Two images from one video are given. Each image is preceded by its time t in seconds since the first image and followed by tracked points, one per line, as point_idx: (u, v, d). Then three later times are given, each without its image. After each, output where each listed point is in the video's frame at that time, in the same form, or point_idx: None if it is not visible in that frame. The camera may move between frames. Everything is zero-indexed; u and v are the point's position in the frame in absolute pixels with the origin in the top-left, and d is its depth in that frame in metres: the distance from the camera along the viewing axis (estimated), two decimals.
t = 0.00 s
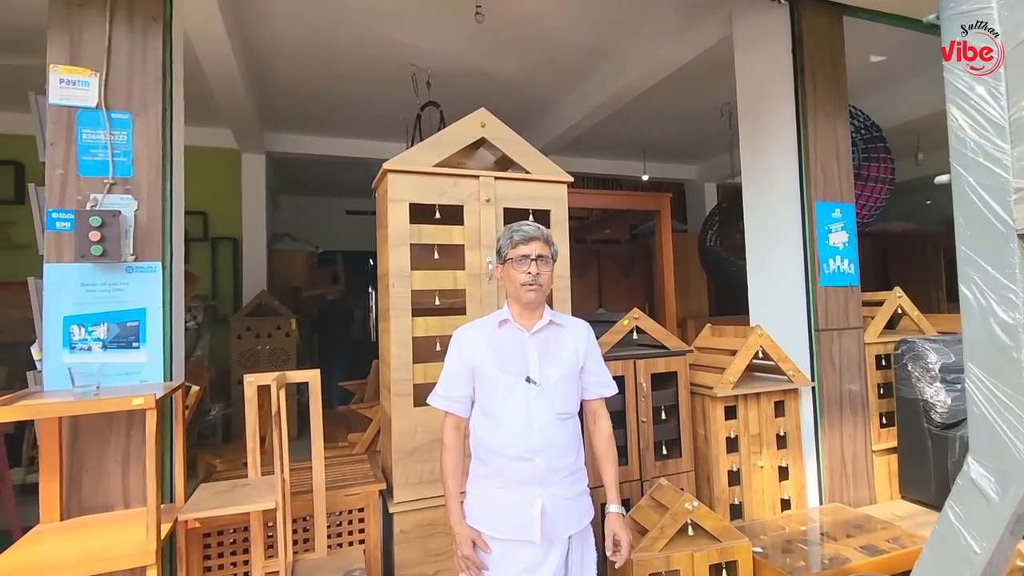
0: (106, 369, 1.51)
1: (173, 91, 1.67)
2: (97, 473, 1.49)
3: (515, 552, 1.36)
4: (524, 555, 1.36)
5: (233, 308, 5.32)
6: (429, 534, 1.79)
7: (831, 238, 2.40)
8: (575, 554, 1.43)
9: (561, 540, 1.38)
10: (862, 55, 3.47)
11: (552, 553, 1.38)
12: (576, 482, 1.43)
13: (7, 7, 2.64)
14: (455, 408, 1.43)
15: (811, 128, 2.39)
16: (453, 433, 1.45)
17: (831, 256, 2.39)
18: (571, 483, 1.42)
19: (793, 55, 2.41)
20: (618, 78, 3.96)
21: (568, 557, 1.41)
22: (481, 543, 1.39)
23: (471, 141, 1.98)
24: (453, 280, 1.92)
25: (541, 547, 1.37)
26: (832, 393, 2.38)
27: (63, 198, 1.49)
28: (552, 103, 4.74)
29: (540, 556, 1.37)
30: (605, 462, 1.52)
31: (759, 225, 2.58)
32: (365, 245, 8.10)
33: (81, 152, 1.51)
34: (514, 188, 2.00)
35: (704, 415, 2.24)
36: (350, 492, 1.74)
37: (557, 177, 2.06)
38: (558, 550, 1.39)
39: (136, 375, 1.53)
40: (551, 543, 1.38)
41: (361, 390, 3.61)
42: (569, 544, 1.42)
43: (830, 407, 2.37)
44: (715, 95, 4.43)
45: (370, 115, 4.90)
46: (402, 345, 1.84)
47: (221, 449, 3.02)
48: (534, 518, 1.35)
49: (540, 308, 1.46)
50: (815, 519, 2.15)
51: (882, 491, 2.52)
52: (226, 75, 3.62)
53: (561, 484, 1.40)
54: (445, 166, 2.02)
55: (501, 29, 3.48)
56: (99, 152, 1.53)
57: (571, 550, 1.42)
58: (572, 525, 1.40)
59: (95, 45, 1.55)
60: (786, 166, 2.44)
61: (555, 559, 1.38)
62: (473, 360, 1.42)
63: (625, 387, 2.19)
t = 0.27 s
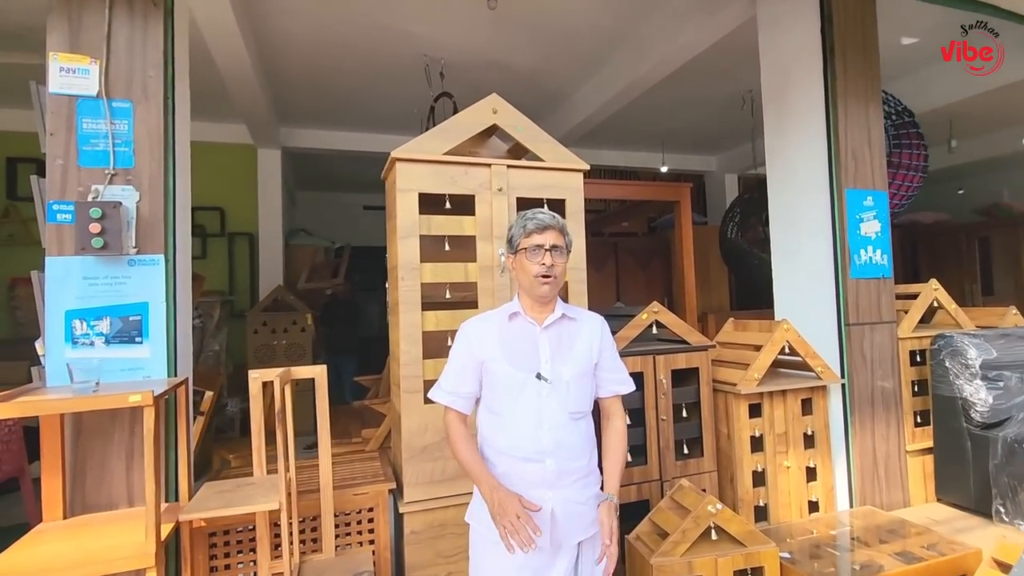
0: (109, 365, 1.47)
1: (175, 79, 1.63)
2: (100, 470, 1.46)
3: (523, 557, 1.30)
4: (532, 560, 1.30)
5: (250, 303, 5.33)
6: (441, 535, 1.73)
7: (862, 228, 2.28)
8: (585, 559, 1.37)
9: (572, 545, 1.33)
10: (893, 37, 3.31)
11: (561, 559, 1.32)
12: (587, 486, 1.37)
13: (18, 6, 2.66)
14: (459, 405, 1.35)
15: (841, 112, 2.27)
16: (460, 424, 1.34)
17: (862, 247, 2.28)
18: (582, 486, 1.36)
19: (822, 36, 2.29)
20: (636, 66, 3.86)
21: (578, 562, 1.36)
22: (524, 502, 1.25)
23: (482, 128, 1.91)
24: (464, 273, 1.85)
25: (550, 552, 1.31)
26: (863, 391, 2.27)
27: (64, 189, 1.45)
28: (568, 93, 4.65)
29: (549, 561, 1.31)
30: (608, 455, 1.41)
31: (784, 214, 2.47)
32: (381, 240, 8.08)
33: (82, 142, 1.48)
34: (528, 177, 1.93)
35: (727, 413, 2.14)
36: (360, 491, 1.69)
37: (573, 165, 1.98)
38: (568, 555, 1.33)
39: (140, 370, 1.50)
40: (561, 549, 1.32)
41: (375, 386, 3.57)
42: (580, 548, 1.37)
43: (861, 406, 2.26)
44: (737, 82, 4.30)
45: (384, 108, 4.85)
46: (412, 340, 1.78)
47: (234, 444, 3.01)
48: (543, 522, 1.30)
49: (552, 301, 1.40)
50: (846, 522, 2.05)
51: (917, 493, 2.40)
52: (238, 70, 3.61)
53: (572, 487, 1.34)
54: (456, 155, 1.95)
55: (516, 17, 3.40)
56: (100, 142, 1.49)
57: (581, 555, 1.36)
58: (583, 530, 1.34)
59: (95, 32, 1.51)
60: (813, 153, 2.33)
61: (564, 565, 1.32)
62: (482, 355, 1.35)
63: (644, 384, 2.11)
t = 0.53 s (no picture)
0: (116, 361, 1.46)
1: (181, 73, 1.61)
2: (108, 466, 1.45)
3: (525, 557, 1.28)
4: (534, 560, 1.28)
5: (264, 300, 5.36)
6: (450, 534, 1.71)
7: (884, 221, 2.21)
8: (588, 557, 1.35)
9: (573, 544, 1.31)
10: (916, 25, 3.22)
11: (564, 558, 1.30)
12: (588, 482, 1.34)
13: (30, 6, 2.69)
14: (457, 404, 1.31)
15: (862, 101, 2.20)
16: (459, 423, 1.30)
17: (885, 240, 2.21)
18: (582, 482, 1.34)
19: (843, 23, 2.22)
20: (649, 58, 3.80)
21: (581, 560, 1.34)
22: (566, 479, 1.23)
23: (492, 120, 1.87)
24: (474, 268, 1.82)
25: (553, 552, 1.29)
26: (885, 389, 2.20)
27: (71, 184, 1.45)
28: (581, 87, 4.59)
29: (552, 561, 1.29)
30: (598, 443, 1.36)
31: (802, 207, 2.40)
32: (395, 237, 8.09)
33: (89, 137, 1.47)
34: (539, 170, 1.89)
35: (744, 412, 2.09)
36: (368, 490, 1.66)
37: (585, 158, 1.93)
38: (570, 554, 1.31)
39: (147, 366, 1.49)
40: (563, 547, 1.30)
41: (387, 382, 3.56)
42: (582, 547, 1.34)
43: (884, 404, 2.20)
44: (753, 74, 4.21)
45: (395, 104, 4.84)
46: (420, 336, 1.75)
47: (247, 440, 3.02)
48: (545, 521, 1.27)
49: (548, 296, 1.36)
50: (867, 524, 1.99)
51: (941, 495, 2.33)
52: (250, 68, 3.61)
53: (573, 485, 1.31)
54: (465, 148, 1.92)
55: (527, 10, 3.35)
56: (106, 137, 1.48)
57: (584, 553, 1.34)
58: (584, 527, 1.32)
59: (100, 26, 1.50)
60: (833, 144, 2.26)
61: (567, 564, 1.30)
62: (478, 352, 1.32)
63: (657, 381, 2.07)
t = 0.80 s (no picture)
0: (138, 359, 1.49)
1: (199, 74, 1.63)
2: (131, 461, 1.48)
3: (529, 554, 1.28)
4: (538, 556, 1.28)
5: (280, 299, 5.42)
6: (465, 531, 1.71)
7: (905, 218, 2.18)
8: (591, 553, 1.35)
9: (575, 540, 1.31)
10: (936, 19, 3.16)
11: (567, 554, 1.30)
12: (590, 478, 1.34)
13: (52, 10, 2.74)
14: (459, 406, 1.32)
15: (882, 97, 2.17)
16: (458, 433, 1.33)
17: (904, 238, 2.18)
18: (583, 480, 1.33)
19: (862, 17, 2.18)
20: (663, 55, 3.77)
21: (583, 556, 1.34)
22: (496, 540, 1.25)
23: (506, 119, 1.87)
24: (488, 267, 1.83)
25: (556, 547, 1.29)
26: (905, 388, 2.17)
27: (94, 185, 1.48)
28: (594, 84, 4.57)
29: (556, 557, 1.29)
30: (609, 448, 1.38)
31: (820, 205, 2.37)
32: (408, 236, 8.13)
33: (110, 139, 1.50)
34: (553, 169, 1.89)
35: (759, 411, 2.07)
36: (384, 486, 1.68)
37: (599, 155, 1.93)
38: (574, 549, 1.31)
39: (168, 364, 1.51)
40: (567, 544, 1.30)
41: (401, 380, 3.59)
42: (586, 543, 1.34)
43: (903, 403, 2.17)
44: (769, 69, 4.16)
45: (408, 104, 4.86)
46: (435, 334, 1.76)
47: (264, 436, 3.06)
48: (549, 518, 1.27)
49: (544, 295, 1.36)
50: (886, 525, 1.96)
51: (962, 496, 2.30)
52: (266, 69, 3.65)
53: (576, 481, 1.31)
54: (479, 146, 1.93)
55: (540, 8, 3.34)
56: (127, 138, 1.51)
57: (586, 549, 1.34)
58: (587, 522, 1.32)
59: (121, 30, 1.52)
60: (851, 140, 2.23)
61: (570, 560, 1.30)
62: (477, 352, 1.32)
63: (672, 380, 2.06)
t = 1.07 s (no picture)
0: (160, 355, 1.52)
1: (219, 75, 1.66)
2: (154, 455, 1.51)
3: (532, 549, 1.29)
4: (541, 550, 1.29)
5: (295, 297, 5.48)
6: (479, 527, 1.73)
7: (923, 215, 2.16)
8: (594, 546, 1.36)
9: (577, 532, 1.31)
10: (954, 12, 3.12)
11: (569, 548, 1.31)
12: (591, 473, 1.35)
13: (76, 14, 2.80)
14: (458, 407, 1.35)
15: (899, 92, 2.15)
16: (453, 433, 1.37)
17: (922, 235, 2.16)
18: (586, 475, 1.34)
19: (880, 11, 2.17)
20: (676, 52, 3.76)
21: (586, 549, 1.34)
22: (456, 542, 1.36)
23: (520, 117, 1.88)
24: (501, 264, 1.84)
25: (557, 541, 1.29)
26: (922, 387, 2.15)
27: (117, 184, 1.51)
28: (607, 81, 4.56)
29: (558, 551, 1.30)
30: (608, 439, 1.40)
31: (836, 202, 2.36)
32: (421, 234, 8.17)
33: (133, 140, 1.53)
34: (567, 167, 1.89)
35: (774, 409, 2.07)
36: (399, 481, 1.70)
37: (612, 153, 1.93)
38: (577, 541, 1.32)
39: (189, 360, 1.54)
40: (569, 538, 1.31)
41: (415, 377, 3.62)
42: (589, 537, 1.35)
43: (920, 402, 2.15)
44: (783, 65, 4.13)
45: (421, 102, 4.88)
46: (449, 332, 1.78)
47: (280, 431, 3.10)
48: (551, 514, 1.28)
49: (538, 293, 1.36)
50: (903, 525, 1.95)
51: (981, 496, 2.27)
52: (281, 70, 3.70)
53: (578, 476, 1.32)
54: (493, 145, 1.94)
55: (553, 5, 3.34)
56: (149, 139, 1.54)
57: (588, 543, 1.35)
58: (589, 515, 1.33)
59: (143, 32, 1.55)
60: (868, 136, 2.21)
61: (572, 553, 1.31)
62: (474, 355, 1.33)
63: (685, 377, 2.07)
